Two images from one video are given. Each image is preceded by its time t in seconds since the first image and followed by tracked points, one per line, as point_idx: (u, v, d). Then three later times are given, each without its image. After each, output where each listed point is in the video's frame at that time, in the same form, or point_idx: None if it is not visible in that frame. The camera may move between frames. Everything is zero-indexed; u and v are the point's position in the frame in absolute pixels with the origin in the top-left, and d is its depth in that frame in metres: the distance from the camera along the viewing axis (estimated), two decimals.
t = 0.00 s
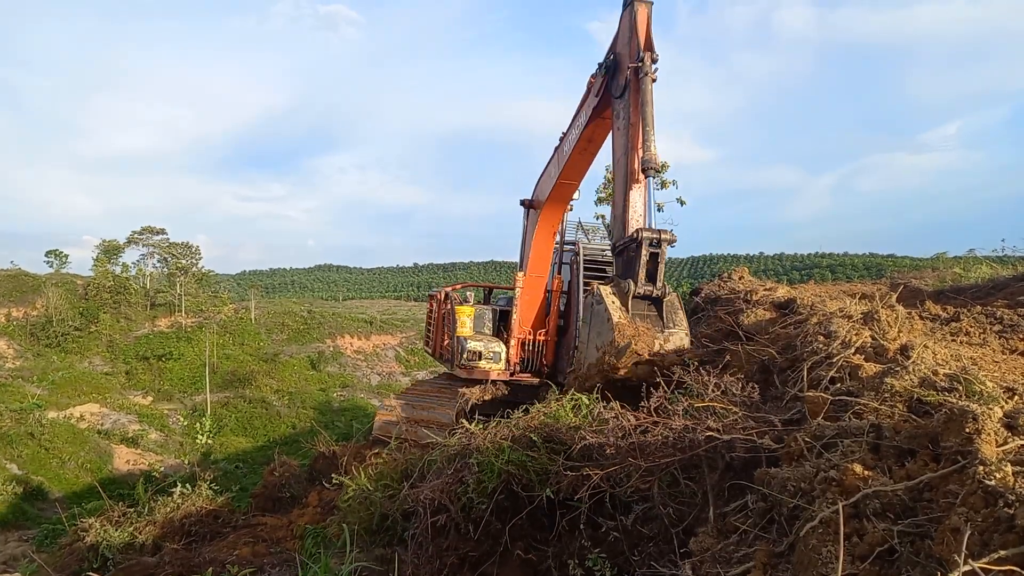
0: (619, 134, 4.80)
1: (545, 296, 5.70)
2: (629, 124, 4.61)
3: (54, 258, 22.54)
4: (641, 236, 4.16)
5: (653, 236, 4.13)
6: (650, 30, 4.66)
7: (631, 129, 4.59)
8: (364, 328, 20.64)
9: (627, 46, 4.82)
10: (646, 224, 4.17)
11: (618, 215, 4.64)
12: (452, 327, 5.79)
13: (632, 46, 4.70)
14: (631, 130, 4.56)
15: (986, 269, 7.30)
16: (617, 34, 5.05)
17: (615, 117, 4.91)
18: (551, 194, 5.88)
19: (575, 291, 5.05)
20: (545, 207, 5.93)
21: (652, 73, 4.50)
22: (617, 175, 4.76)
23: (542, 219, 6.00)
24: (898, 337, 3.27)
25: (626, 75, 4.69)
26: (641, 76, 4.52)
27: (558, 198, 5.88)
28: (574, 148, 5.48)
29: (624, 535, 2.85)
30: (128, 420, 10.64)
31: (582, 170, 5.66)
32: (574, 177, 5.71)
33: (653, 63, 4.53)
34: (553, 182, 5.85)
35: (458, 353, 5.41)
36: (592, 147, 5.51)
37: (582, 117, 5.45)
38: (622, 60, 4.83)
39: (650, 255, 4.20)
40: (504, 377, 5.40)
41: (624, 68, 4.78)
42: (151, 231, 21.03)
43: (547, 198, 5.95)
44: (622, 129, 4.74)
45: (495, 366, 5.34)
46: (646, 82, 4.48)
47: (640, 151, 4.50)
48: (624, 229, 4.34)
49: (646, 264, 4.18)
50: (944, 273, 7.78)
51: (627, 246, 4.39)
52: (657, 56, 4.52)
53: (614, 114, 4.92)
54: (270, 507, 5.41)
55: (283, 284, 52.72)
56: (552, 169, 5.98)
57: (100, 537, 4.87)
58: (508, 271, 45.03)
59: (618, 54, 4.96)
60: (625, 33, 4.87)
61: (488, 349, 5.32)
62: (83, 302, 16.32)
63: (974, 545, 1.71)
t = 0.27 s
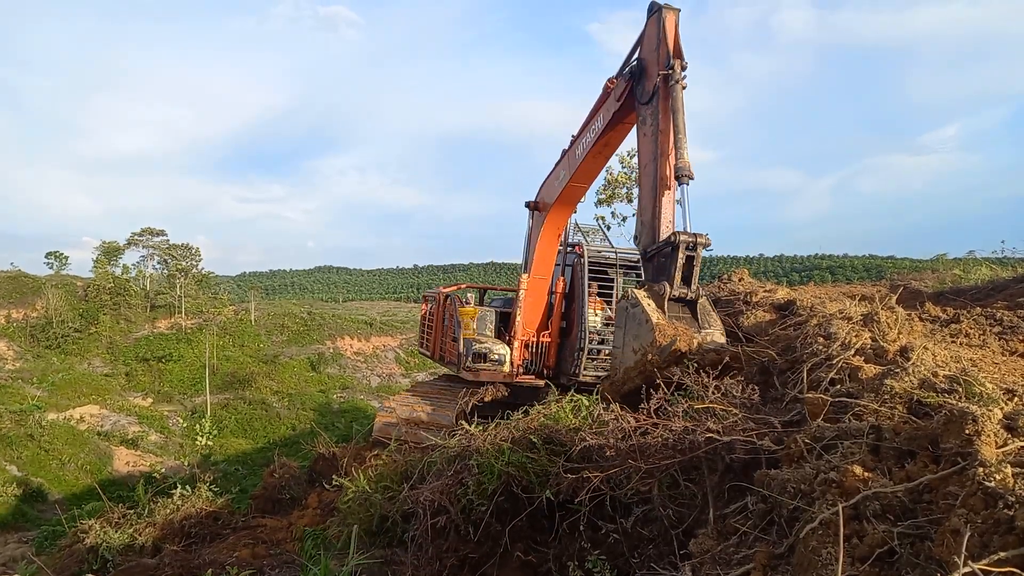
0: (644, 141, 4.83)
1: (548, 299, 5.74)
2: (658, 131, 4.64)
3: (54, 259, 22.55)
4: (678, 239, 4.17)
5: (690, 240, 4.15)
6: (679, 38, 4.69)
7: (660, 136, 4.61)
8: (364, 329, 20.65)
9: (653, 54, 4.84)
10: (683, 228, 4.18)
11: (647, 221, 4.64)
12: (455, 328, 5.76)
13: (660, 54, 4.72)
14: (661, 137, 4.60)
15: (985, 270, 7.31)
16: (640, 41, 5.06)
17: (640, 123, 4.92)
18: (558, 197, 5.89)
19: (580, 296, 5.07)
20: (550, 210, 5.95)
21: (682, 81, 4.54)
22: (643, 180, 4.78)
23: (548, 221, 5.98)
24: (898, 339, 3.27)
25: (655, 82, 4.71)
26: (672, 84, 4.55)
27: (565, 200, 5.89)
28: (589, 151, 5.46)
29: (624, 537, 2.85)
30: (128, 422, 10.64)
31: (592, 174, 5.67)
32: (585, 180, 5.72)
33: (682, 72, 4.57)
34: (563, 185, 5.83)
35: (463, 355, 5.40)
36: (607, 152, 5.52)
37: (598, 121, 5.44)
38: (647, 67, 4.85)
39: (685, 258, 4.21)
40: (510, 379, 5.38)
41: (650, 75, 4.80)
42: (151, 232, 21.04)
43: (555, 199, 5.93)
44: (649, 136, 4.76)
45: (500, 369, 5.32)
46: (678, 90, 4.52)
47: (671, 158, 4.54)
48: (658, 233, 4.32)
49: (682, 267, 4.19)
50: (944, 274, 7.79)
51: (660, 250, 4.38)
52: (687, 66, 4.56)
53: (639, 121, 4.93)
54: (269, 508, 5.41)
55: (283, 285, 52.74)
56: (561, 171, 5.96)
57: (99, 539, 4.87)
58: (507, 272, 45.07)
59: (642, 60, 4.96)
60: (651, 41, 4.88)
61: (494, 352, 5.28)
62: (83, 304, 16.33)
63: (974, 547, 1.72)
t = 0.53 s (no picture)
0: (647, 143, 4.83)
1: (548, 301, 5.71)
2: (661, 133, 4.64)
3: (54, 260, 22.56)
4: (680, 232, 4.23)
5: (693, 232, 4.21)
6: (681, 41, 4.71)
7: (663, 138, 4.62)
8: (363, 331, 20.64)
9: (655, 57, 4.85)
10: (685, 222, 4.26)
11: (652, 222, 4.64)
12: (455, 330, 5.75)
13: (662, 57, 4.74)
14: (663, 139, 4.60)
15: (985, 272, 7.31)
16: (641, 45, 5.08)
17: (642, 127, 4.93)
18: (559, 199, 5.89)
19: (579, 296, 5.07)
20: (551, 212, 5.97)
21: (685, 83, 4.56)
22: (646, 183, 4.78)
23: (549, 222, 5.98)
24: (898, 341, 3.27)
25: (657, 85, 4.73)
26: (674, 86, 4.57)
27: (566, 203, 5.90)
28: (589, 155, 5.45)
29: (623, 539, 2.85)
30: (128, 423, 10.64)
31: (594, 177, 5.67)
32: (585, 183, 5.71)
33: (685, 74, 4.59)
34: (564, 187, 5.83)
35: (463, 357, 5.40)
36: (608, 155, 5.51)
37: (599, 125, 5.44)
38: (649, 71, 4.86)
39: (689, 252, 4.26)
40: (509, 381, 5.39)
41: (652, 78, 4.81)
42: (151, 233, 21.05)
43: (556, 201, 5.93)
44: (652, 138, 4.76)
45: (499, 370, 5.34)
46: (680, 92, 4.54)
47: (674, 159, 4.55)
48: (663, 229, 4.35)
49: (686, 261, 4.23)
50: (943, 276, 7.79)
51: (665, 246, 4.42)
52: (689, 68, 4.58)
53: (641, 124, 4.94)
54: (269, 509, 5.40)
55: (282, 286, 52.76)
56: (562, 173, 5.96)
57: (98, 540, 4.87)
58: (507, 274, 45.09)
59: (644, 64, 4.97)
60: (652, 45, 4.90)
61: (493, 353, 5.30)
62: (83, 305, 16.33)
63: (973, 548, 1.72)
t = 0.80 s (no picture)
0: (643, 144, 4.83)
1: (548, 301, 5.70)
2: (657, 132, 4.64)
3: (54, 259, 22.56)
4: (681, 221, 4.22)
5: (694, 221, 4.20)
6: (671, 42, 4.73)
7: (660, 137, 4.62)
8: (364, 330, 20.64)
9: (646, 60, 4.86)
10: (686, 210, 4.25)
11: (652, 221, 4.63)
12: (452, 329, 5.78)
13: (653, 58, 4.76)
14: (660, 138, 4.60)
15: (985, 271, 7.31)
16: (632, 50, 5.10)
17: (637, 129, 4.93)
18: (557, 201, 5.89)
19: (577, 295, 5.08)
20: (550, 213, 5.96)
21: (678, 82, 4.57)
22: (645, 183, 4.77)
23: (548, 223, 5.97)
24: (898, 339, 3.27)
25: (650, 86, 4.74)
26: (667, 85, 4.58)
27: (564, 204, 5.89)
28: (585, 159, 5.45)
29: (624, 537, 2.85)
30: (128, 422, 10.64)
31: (591, 179, 5.66)
32: (582, 186, 5.71)
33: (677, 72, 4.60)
34: (561, 190, 5.82)
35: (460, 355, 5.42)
36: (604, 158, 5.51)
37: (594, 130, 5.45)
38: (641, 74, 4.88)
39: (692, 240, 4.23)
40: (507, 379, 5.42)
41: (644, 80, 4.82)
42: (151, 232, 21.05)
43: (554, 203, 5.91)
44: (648, 139, 4.76)
45: (497, 369, 5.38)
46: (673, 90, 4.55)
47: (671, 157, 4.54)
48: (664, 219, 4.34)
49: (688, 249, 4.21)
50: (944, 275, 7.79)
51: (666, 241, 4.42)
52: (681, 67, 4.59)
53: (636, 126, 4.95)
54: (269, 508, 5.41)
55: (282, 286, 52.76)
56: (560, 176, 5.95)
57: (99, 539, 4.87)
58: (507, 272, 45.09)
59: (635, 68, 4.99)
60: (643, 48, 4.92)
61: (491, 351, 5.35)
62: (83, 304, 16.33)
63: (973, 547, 1.72)
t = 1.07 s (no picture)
0: (634, 149, 4.84)
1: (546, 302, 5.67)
2: (646, 135, 4.66)
3: (54, 260, 22.56)
4: (675, 214, 4.22)
5: (688, 213, 4.20)
6: (657, 47, 4.77)
7: (649, 139, 4.63)
8: (364, 330, 20.63)
9: (634, 68, 4.90)
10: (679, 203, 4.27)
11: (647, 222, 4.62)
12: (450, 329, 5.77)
13: (640, 65, 4.80)
14: (649, 140, 4.62)
15: (985, 272, 7.31)
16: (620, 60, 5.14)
17: (627, 135, 4.95)
18: (553, 206, 5.89)
19: (575, 294, 5.11)
20: (547, 217, 5.95)
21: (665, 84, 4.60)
22: (638, 186, 4.77)
23: (546, 228, 5.96)
24: (898, 340, 3.27)
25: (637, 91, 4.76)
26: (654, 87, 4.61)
27: (563, 209, 5.89)
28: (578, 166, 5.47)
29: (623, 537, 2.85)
30: (127, 422, 10.63)
31: (586, 185, 5.67)
32: (577, 192, 5.72)
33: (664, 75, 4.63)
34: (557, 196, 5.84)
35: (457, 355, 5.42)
36: (598, 164, 5.52)
37: (586, 138, 5.47)
38: (629, 81, 4.91)
39: (686, 233, 4.23)
40: (504, 379, 5.44)
41: (632, 87, 4.85)
42: (151, 233, 21.05)
43: (551, 207, 5.92)
44: (638, 143, 4.77)
45: (495, 368, 5.39)
46: (660, 92, 4.57)
47: (661, 158, 4.55)
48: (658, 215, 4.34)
49: (684, 242, 4.19)
50: (944, 275, 7.79)
51: (660, 240, 4.41)
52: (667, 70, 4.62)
53: (626, 133, 4.97)
54: (269, 508, 5.41)
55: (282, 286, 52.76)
56: (555, 182, 5.97)
57: (98, 539, 4.87)
58: (507, 272, 45.09)
59: (623, 78, 5.02)
60: (630, 57, 4.97)
61: (488, 351, 5.34)
62: (82, 305, 16.32)
63: (973, 547, 1.72)
